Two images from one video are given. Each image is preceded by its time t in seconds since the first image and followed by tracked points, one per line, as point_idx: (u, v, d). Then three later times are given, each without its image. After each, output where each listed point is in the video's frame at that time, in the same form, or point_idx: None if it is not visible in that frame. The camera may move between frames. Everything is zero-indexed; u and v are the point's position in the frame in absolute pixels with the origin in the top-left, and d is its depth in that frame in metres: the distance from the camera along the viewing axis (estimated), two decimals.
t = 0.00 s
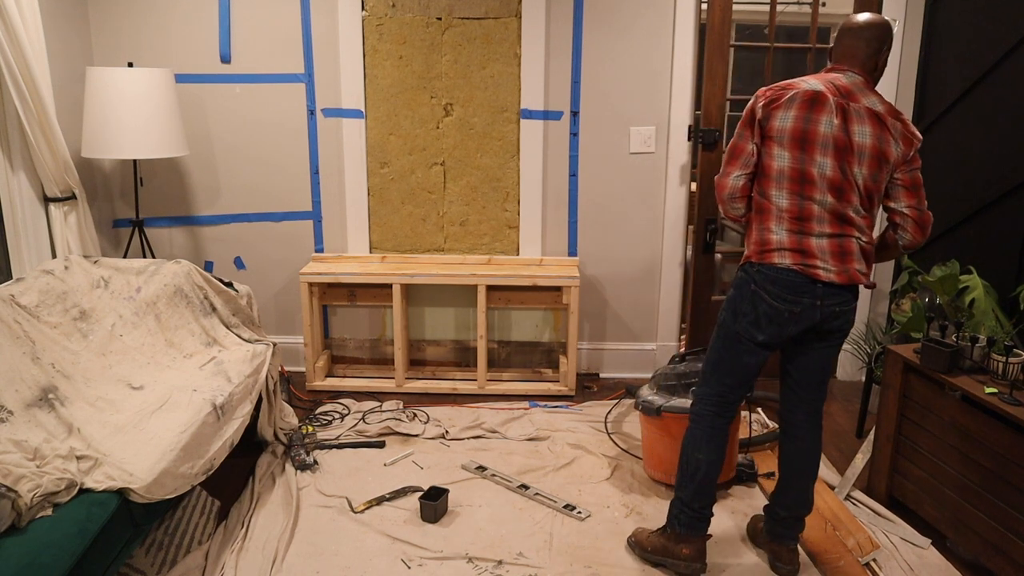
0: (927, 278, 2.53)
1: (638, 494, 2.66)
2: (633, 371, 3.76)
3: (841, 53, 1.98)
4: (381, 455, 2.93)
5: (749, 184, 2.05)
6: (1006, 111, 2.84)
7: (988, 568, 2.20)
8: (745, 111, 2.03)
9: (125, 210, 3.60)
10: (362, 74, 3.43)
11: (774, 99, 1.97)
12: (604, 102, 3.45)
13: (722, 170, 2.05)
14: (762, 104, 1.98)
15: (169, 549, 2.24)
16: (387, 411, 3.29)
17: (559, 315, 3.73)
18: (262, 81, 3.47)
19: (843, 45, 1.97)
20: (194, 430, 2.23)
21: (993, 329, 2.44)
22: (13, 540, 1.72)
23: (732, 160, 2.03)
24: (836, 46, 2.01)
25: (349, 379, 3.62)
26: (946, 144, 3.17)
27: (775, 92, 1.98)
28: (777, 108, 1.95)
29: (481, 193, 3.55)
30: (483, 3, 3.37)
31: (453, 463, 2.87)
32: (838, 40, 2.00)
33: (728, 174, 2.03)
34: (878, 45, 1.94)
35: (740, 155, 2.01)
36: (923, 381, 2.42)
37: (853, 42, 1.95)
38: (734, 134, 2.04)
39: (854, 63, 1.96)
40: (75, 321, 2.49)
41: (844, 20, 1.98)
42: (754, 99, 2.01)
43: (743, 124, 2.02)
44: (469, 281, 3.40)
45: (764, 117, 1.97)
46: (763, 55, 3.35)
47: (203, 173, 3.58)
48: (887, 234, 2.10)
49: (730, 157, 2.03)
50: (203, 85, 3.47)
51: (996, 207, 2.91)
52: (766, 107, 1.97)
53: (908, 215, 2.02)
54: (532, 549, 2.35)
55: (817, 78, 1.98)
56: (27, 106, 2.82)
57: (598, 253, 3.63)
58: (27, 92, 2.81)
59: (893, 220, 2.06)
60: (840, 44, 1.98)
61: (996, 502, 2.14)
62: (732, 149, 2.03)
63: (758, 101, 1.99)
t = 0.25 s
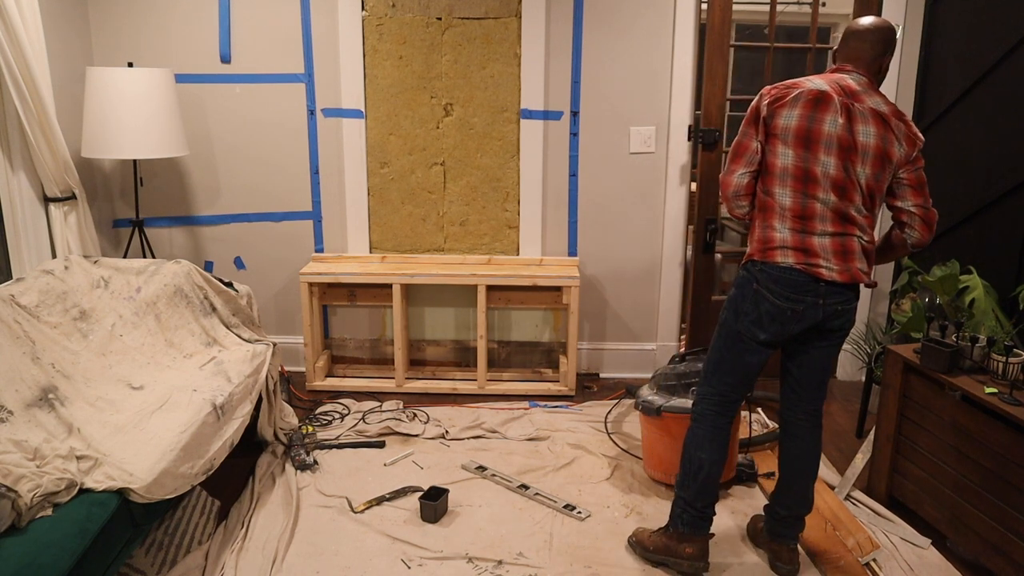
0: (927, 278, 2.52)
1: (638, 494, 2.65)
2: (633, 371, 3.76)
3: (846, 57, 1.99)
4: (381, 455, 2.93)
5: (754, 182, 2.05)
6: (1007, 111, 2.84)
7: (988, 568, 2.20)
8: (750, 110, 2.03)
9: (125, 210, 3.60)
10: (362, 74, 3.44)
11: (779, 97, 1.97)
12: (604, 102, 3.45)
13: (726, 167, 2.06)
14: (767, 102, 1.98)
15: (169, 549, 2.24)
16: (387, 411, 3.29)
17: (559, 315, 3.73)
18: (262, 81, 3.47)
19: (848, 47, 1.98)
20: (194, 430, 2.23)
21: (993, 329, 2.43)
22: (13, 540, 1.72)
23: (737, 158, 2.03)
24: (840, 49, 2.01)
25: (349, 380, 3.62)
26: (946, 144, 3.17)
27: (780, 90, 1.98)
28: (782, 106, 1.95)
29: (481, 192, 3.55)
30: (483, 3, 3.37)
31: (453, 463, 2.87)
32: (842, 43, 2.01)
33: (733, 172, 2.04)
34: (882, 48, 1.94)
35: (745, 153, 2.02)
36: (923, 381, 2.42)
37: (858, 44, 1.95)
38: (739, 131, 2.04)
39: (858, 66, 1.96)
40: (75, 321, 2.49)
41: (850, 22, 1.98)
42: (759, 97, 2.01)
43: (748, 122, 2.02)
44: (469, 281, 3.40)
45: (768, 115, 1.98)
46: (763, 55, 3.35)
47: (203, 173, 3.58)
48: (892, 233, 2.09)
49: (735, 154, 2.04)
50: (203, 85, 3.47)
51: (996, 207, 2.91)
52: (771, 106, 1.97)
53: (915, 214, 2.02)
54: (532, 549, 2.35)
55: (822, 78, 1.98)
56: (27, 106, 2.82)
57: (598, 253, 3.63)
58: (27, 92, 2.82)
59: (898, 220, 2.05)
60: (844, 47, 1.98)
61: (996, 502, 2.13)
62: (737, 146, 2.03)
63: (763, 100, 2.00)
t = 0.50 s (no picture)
0: (927, 278, 2.52)
1: (638, 494, 2.66)
2: (633, 371, 3.76)
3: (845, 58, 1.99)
4: (381, 455, 2.93)
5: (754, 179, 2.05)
6: (1007, 111, 2.84)
7: (988, 568, 2.20)
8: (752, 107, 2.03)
9: (125, 210, 3.60)
10: (362, 74, 3.44)
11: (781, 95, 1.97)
12: (604, 102, 3.45)
13: (727, 164, 2.06)
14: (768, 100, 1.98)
15: (169, 549, 2.24)
16: (387, 411, 3.29)
17: (559, 315, 3.73)
18: (262, 81, 3.47)
19: (849, 48, 1.98)
20: (194, 430, 2.23)
21: (993, 329, 2.43)
22: (13, 540, 1.72)
23: (738, 155, 2.03)
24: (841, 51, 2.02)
25: (349, 379, 3.62)
26: (946, 144, 3.17)
27: (782, 89, 1.98)
28: (784, 104, 1.95)
29: (481, 192, 3.55)
30: (483, 3, 3.37)
31: (453, 463, 2.87)
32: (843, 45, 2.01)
33: (734, 169, 2.04)
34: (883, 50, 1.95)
35: (745, 150, 2.02)
36: (923, 381, 2.42)
37: (858, 45, 1.96)
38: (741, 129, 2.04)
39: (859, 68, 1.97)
40: (75, 321, 2.49)
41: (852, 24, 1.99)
42: (760, 96, 2.01)
43: (749, 119, 2.02)
44: (469, 281, 3.40)
45: (770, 113, 1.98)
46: (763, 55, 3.35)
47: (203, 173, 3.58)
48: (891, 234, 2.09)
49: (735, 152, 2.04)
50: (203, 85, 3.47)
51: (996, 207, 2.91)
52: (772, 104, 1.97)
53: (914, 215, 2.02)
54: (532, 549, 2.35)
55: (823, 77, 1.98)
56: (27, 106, 2.82)
57: (598, 253, 3.63)
58: (27, 92, 2.82)
59: (898, 220, 2.05)
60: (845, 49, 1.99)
61: (996, 502, 2.13)
62: (738, 143, 2.03)
63: (765, 98, 2.00)
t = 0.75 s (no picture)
0: (927, 278, 2.52)
1: (638, 494, 2.66)
2: (633, 371, 3.76)
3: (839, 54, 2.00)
4: (381, 455, 2.93)
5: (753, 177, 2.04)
6: (1007, 111, 2.84)
7: (988, 568, 2.20)
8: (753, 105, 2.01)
9: (125, 210, 3.60)
10: (362, 74, 3.44)
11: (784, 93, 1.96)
12: (604, 102, 3.45)
13: (728, 161, 2.03)
14: (771, 98, 1.97)
15: (169, 549, 2.24)
16: (387, 411, 3.29)
17: (559, 315, 3.73)
18: (262, 81, 3.47)
19: (843, 46, 2.00)
20: (194, 430, 2.23)
21: (993, 329, 2.43)
22: (13, 540, 1.72)
23: (739, 152, 2.00)
24: (833, 48, 2.03)
25: (349, 379, 3.62)
26: (946, 144, 3.17)
27: (785, 87, 1.97)
28: (788, 103, 1.94)
29: (481, 192, 3.55)
30: (483, 3, 3.37)
31: (453, 463, 2.87)
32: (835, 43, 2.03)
33: (735, 166, 2.01)
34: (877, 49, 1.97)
35: (747, 147, 1.99)
36: (923, 381, 2.42)
37: (853, 43, 1.98)
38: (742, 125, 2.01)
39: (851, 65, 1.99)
40: (75, 321, 2.49)
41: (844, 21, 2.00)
42: (763, 93, 1.99)
43: (751, 116, 1.99)
44: (469, 281, 3.40)
45: (773, 111, 1.96)
46: (763, 55, 3.35)
47: (203, 173, 3.58)
48: (882, 235, 2.10)
49: (737, 148, 2.01)
50: (203, 85, 3.47)
51: (996, 207, 2.91)
52: (775, 102, 1.96)
53: (906, 217, 2.03)
54: (532, 549, 2.35)
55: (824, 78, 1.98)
56: (27, 106, 2.82)
57: (598, 253, 3.63)
58: (27, 92, 2.82)
59: (889, 222, 2.07)
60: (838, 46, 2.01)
61: (996, 502, 2.13)
62: (739, 140, 2.00)
63: (768, 96, 1.98)
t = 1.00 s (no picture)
0: (927, 279, 2.52)
1: (638, 494, 2.66)
2: (633, 371, 3.76)
3: (822, 50, 2.02)
4: (381, 455, 2.93)
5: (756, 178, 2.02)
6: (1007, 111, 2.84)
7: (988, 568, 2.20)
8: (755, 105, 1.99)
9: (125, 210, 3.60)
10: (362, 74, 3.44)
11: (786, 93, 1.95)
12: (604, 103, 3.45)
13: (734, 162, 1.98)
14: (775, 98, 1.95)
15: (169, 549, 2.24)
16: (387, 411, 3.29)
17: (559, 315, 3.73)
18: (263, 81, 3.47)
19: (824, 40, 2.01)
20: (194, 430, 2.23)
21: (994, 329, 2.43)
22: (13, 540, 1.72)
23: (747, 153, 1.96)
24: (810, 41, 2.04)
25: (349, 379, 3.62)
26: (946, 144, 3.17)
27: (786, 87, 1.96)
28: (794, 103, 1.94)
29: (481, 192, 3.55)
30: (483, 3, 3.37)
31: (453, 463, 2.87)
32: (812, 36, 2.04)
33: (744, 168, 1.96)
34: (854, 45, 2.02)
35: (755, 149, 1.95)
36: (924, 381, 2.42)
37: (835, 40, 2.01)
38: (745, 125, 1.97)
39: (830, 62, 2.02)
40: (75, 321, 2.49)
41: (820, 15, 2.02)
42: (765, 93, 1.96)
43: (756, 117, 1.96)
44: (469, 281, 3.40)
45: (778, 111, 1.95)
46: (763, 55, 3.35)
47: (204, 173, 3.58)
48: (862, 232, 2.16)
49: (743, 149, 1.97)
50: (203, 85, 3.47)
51: (996, 207, 2.91)
52: (780, 102, 1.95)
53: (889, 215, 2.09)
54: (532, 549, 2.35)
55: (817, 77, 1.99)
56: (28, 106, 2.82)
57: (598, 253, 3.63)
58: (27, 92, 2.82)
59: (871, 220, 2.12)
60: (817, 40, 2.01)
61: (997, 502, 2.13)
62: (746, 141, 1.96)
63: (771, 95, 1.96)
